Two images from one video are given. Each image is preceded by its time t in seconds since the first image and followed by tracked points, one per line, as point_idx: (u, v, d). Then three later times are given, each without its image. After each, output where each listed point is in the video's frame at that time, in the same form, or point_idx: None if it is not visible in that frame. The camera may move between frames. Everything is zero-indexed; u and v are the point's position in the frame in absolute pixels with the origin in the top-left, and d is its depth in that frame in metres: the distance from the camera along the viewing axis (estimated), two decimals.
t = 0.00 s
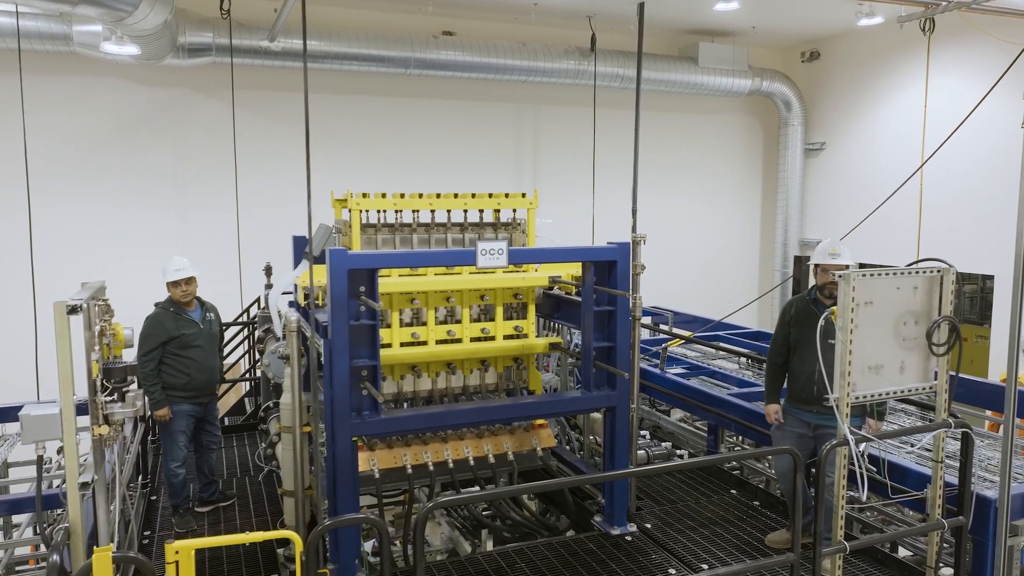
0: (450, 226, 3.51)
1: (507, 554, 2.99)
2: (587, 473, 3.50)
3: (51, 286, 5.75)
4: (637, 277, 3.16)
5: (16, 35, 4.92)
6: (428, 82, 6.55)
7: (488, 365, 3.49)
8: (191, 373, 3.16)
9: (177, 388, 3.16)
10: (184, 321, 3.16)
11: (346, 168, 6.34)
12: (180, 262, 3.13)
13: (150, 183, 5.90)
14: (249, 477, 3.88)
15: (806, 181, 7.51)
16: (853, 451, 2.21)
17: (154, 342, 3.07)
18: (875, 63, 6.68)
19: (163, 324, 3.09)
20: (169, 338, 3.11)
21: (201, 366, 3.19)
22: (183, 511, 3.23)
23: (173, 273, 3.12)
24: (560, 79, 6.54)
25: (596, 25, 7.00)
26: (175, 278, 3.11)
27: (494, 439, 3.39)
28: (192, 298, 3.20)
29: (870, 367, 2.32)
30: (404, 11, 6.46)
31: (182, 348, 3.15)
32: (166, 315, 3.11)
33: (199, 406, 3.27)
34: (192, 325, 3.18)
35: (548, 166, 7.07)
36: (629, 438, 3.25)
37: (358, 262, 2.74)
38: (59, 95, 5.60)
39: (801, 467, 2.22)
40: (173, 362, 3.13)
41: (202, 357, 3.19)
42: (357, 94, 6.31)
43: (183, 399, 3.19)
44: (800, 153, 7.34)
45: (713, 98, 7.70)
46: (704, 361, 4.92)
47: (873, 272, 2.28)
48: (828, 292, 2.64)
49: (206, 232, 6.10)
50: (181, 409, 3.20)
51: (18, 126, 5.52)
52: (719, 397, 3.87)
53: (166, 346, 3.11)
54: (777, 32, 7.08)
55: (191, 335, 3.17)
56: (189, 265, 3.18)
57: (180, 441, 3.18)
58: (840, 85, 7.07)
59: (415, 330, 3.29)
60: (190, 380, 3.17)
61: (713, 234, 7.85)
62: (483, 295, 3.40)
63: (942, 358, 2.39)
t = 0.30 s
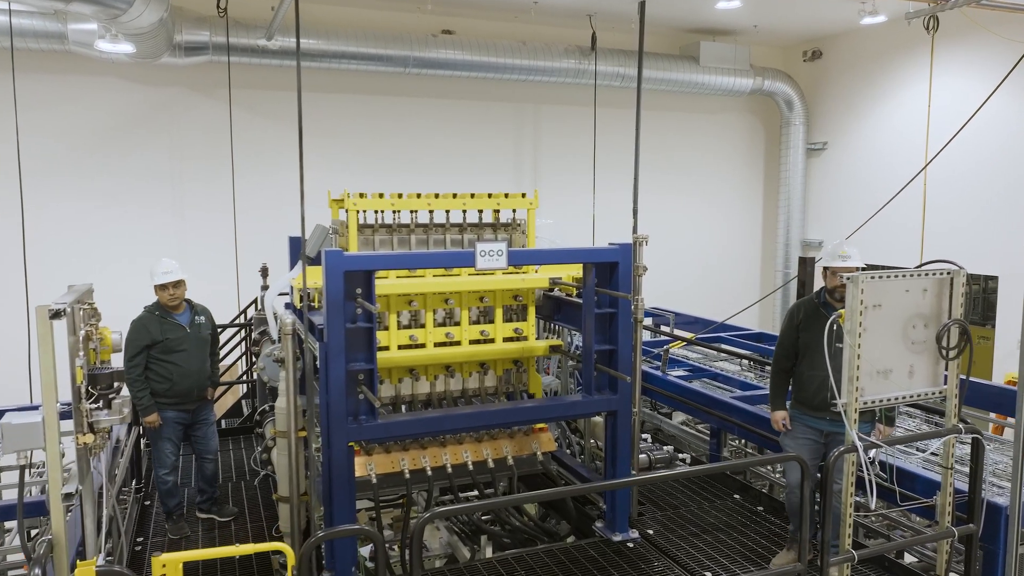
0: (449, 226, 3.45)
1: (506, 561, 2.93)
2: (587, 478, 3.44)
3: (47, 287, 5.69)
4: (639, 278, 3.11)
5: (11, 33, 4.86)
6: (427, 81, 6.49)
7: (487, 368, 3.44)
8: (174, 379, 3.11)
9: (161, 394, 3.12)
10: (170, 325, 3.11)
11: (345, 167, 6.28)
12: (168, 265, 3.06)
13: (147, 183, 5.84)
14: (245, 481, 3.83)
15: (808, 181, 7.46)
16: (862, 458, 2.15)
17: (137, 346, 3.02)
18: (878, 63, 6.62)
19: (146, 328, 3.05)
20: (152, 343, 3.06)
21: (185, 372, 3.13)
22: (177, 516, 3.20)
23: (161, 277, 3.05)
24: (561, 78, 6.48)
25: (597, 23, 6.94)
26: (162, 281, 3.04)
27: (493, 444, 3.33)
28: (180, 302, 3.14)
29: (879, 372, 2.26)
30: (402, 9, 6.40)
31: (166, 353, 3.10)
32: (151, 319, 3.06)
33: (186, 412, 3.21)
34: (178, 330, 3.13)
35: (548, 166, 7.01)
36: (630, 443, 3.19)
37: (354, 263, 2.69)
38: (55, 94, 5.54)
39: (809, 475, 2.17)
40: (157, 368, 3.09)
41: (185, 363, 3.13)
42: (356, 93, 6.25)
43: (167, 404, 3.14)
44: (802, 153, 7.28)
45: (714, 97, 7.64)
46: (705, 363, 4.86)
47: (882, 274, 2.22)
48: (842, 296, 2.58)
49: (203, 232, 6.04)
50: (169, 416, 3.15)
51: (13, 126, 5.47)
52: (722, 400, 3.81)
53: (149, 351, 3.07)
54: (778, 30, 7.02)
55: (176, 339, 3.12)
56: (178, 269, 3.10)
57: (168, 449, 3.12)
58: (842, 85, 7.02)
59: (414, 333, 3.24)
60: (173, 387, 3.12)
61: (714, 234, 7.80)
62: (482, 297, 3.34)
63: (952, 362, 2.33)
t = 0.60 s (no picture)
0: (446, 227, 3.40)
1: (505, 569, 2.87)
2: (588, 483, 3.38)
3: (41, 288, 5.63)
4: (641, 280, 3.05)
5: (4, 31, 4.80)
6: (426, 80, 6.43)
7: (486, 372, 3.39)
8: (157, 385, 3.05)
9: (147, 399, 3.06)
10: (156, 329, 3.07)
11: (343, 167, 6.23)
12: (158, 267, 3.03)
13: (143, 182, 5.78)
14: (240, 486, 3.78)
15: (809, 181, 7.40)
16: (871, 465, 2.09)
17: (121, 350, 2.99)
18: (880, 61, 6.56)
19: (132, 332, 3.02)
20: (136, 347, 3.02)
21: (169, 378, 3.06)
22: (170, 523, 3.18)
23: (152, 279, 3.01)
24: (561, 77, 6.42)
25: (597, 22, 6.88)
26: (152, 284, 3.00)
27: (492, 448, 3.27)
28: (170, 305, 3.08)
29: (887, 376, 2.21)
30: (400, 8, 6.35)
31: (152, 358, 3.06)
32: (138, 322, 3.03)
33: (174, 419, 3.14)
34: (165, 334, 3.08)
35: (548, 165, 6.95)
36: (631, 447, 3.13)
37: (349, 265, 2.63)
38: (49, 92, 5.48)
39: (815, 483, 2.11)
40: (142, 372, 3.04)
41: (170, 368, 3.06)
42: (354, 92, 6.20)
43: (154, 410, 3.08)
44: (803, 152, 7.22)
45: (714, 96, 7.58)
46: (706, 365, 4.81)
47: (890, 276, 2.16)
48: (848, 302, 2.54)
49: (199, 232, 5.98)
50: (157, 422, 3.10)
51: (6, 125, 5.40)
52: (723, 403, 3.76)
53: (134, 355, 3.02)
54: (779, 29, 6.97)
55: (162, 344, 3.07)
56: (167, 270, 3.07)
57: (156, 456, 3.08)
58: (844, 84, 6.97)
59: (411, 335, 3.18)
60: (157, 392, 3.06)
61: (714, 235, 7.75)
62: (480, 299, 3.29)
63: (962, 366, 2.28)
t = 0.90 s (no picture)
0: (444, 228, 3.34)
1: None
2: (588, 488, 3.32)
3: (34, 289, 5.57)
4: (642, 281, 3.00)
5: None
6: (424, 79, 6.37)
7: (484, 375, 3.34)
8: (144, 392, 2.98)
9: (135, 406, 3.00)
10: (147, 334, 3.02)
11: (340, 167, 6.17)
12: (153, 271, 2.97)
13: (138, 182, 5.72)
14: (234, 490, 3.73)
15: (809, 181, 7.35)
16: (879, 472, 2.04)
17: (110, 354, 2.97)
18: (882, 60, 6.51)
19: (122, 336, 2.99)
20: (125, 352, 2.98)
21: (156, 384, 2.99)
22: (163, 528, 3.17)
23: (146, 283, 2.96)
24: (560, 76, 6.37)
25: (596, 20, 6.83)
26: (147, 288, 2.95)
27: (489, 452, 3.22)
28: (165, 309, 3.03)
29: (895, 381, 2.15)
30: (398, 6, 6.28)
31: (141, 364, 3.00)
32: (129, 326, 3.00)
33: (161, 428, 3.05)
34: (155, 340, 3.02)
35: (547, 165, 6.90)
36: (632, 452, 3.08)
37: (344, 266, 2.57)
38: (43, 91, 5.42)
39: (822, 490, 2.06)
40: (130, 378, 3.00)
41: (157, 374, 2.99)
42: (351, 92, 6.13)
43: (142, 418, 3.01)
44: (804, 152, 7.17)
45: (714, 96, 7.53)
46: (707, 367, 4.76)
47: (898, 278, 2.11)
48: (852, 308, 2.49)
49: (195, 233, 5.92)
50: (145, 429, 3.02)
51: None
52: (725, 406, 3.71)
53: (124, 360, 2.99)
54: (780, 28, 6.92)
55: (151, 349, 3.01)
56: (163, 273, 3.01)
57: (145, 463, 3.04)
58: (845, 83, 6.91)
59: (407, 338, 3.13)
60: (144, 400, 2.99)
61: (714, 235, 7.69)
62: (478, 301, 3.23)
63: (971, 370, 2.22)
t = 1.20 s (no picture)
0: (440, 228, 3.28)
1: None
2: (585, 494, 3.27)
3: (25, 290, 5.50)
4: (641, 283, 2.94)
5: None
6: (420, 78, 6.31)
7: (481, 378, 3.28)
8: (134, 401, 2.93)
9: (126, 415, 2.96)
10: (140, 340, 2.97)
11: (336, 167, 6.11)
12: (148, 274, 2.93)
13: (131, 182, 5.65)
14: (226, 495, 3.69)
15: (809, 181, 7.31)
16: (886, 480, 1.98)
17: (101, 360, 2.93)
18: (882, 60, 6.46)
19: (114, 342, 2.95)
20: (117, 358, 2.94)
21: (146, 394, 2.94)
22: (153, 536, 3.12)
23: (141, 287, 2.92)
24: (558, 75, 6.31)
25: (595, 19, 6.77)
26: (142, 291, 2.91)
27: (486, 457, 3.16)
28: (161, 314, 2.97)
29: (901, 386, 2.10)
30: (394, 4, 6.22)
31: (132, 371, 2.96)
32: (122, 332, 2.96)
33: (153, 438, 3.00)
34: (147, 347, 2.97)
35: (544, 165, 6.84)
36: (631, 457, 3.02)
37: (337, 268, 2.51)
38: (34, 90, 5.35)
39: (827, 499, 2.01)
40: (121, 385, 2.96)
41: (148, 383, 2.94)
42: (347, 91, 6.08)
43: (133, 427, 2.96)
44: (804, 152, 7.12)
45: (713, 95, 7.47)
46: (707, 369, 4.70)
47: (906, 280, 2.05)
48: (851, 311, 2.45)
49: (189, 233, 5.85)
50: (134, 438, 2.97)
51: None
52: (726, 409, 3.66)
53: (116, 367, 2.95)
54: (780, 27, 6.87)
55: (143, 357, 2.96)
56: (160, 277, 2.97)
57: (136, 472, 2.98)
58: (845, 82, 6.87)
59: (403, 341, 3.07)
60: (134, 408, 2.94)
61: (714, 236, 7.65)
62: (475, 303, 3.18)
63: (979, 374, 2.17)
